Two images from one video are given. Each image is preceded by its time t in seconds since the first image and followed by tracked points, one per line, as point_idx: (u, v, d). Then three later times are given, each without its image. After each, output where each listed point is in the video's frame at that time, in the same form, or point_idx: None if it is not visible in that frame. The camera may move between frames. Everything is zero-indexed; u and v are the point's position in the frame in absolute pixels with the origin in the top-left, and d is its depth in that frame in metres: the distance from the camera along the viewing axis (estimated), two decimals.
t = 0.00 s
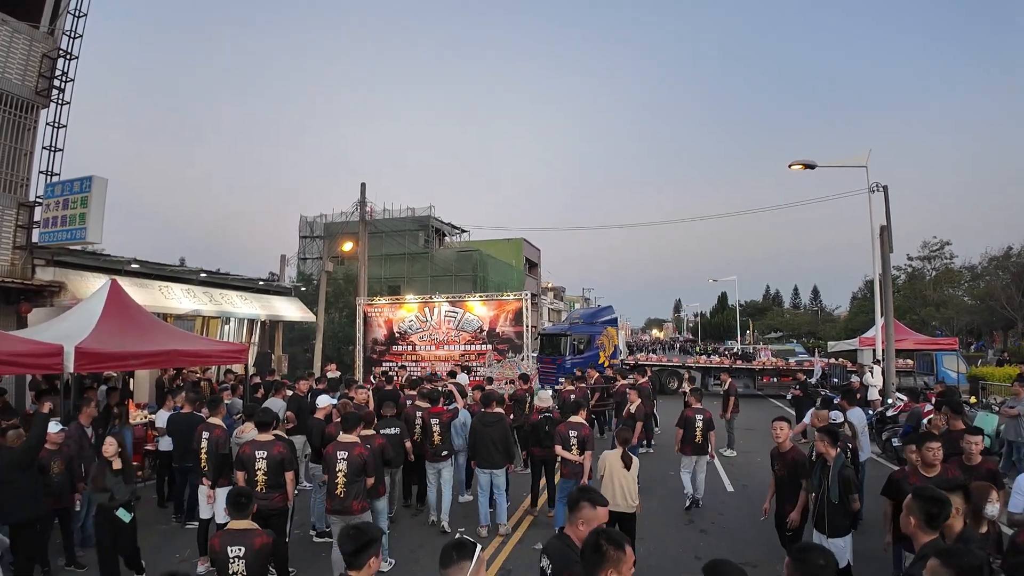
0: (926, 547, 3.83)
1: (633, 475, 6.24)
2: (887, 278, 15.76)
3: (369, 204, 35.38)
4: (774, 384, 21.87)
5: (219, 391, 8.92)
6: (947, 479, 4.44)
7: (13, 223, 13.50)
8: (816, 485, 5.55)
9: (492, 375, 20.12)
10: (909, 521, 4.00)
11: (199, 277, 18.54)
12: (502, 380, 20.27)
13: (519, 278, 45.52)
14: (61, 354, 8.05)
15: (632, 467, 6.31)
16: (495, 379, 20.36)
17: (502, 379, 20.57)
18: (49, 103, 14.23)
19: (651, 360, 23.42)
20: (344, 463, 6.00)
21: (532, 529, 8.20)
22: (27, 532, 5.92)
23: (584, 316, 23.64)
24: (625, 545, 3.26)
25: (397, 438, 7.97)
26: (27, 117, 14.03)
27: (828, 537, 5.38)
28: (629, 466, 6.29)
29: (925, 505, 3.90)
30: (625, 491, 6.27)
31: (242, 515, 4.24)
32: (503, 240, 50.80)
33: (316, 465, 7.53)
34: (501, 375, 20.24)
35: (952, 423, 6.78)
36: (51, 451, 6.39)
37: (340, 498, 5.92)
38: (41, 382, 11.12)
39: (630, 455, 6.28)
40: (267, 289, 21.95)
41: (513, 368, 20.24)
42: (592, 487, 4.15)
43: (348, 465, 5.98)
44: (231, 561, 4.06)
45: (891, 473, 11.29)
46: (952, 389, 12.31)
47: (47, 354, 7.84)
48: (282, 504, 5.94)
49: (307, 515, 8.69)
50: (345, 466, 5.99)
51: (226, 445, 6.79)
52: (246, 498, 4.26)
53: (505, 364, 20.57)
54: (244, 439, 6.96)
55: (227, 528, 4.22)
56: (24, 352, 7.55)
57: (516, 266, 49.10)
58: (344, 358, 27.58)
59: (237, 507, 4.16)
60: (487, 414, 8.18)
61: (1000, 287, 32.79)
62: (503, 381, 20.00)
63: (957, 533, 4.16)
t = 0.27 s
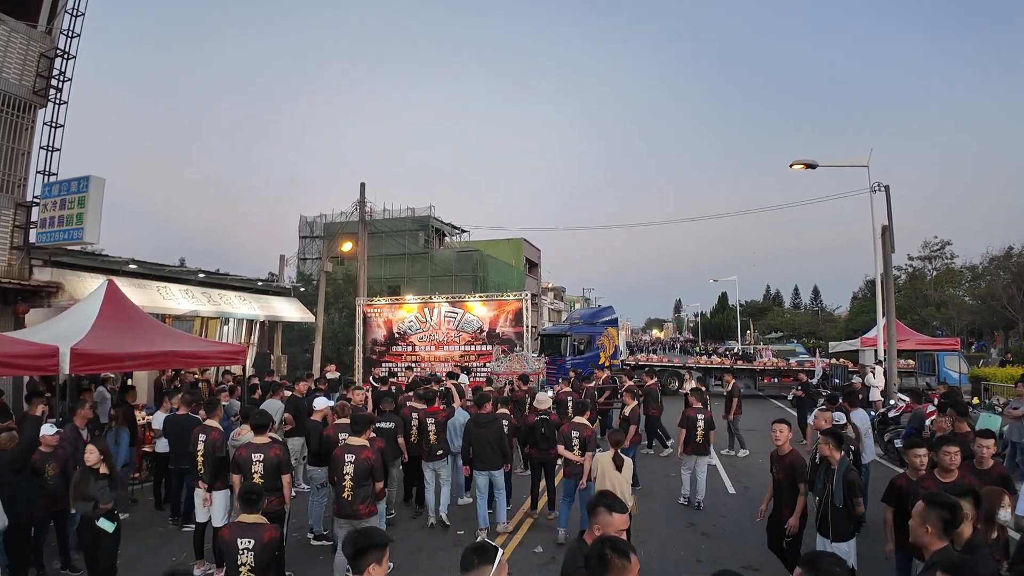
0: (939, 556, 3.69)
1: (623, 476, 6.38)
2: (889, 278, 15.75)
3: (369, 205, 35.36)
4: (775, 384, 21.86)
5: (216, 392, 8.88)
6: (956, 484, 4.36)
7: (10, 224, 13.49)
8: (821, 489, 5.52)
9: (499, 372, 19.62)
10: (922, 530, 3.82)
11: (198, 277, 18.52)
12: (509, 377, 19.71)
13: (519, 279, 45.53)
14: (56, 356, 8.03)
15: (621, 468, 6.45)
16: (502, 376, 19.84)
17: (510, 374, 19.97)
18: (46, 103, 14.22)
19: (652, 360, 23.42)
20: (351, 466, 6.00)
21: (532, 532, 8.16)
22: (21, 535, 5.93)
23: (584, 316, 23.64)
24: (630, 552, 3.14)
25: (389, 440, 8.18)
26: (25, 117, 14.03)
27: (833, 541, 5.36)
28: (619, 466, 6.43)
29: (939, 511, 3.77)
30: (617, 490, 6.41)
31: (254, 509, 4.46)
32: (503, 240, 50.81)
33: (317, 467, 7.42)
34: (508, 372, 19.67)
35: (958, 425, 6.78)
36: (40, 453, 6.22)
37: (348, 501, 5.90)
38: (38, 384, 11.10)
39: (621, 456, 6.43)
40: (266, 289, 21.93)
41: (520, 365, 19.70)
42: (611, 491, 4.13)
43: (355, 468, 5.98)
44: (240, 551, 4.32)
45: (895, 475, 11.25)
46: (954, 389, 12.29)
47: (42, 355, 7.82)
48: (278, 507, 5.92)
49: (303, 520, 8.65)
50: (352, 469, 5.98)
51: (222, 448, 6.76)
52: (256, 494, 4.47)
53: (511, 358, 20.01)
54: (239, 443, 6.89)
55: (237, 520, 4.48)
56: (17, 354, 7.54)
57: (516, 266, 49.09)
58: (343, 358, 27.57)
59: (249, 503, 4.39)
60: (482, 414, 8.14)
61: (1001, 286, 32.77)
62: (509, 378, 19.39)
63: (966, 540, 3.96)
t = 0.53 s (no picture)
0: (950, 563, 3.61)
1: (616, 477, 6.39)
2: (890, 278, 15.72)
3: (368, 205, 35.37)
4: (776, 385, 21.84)
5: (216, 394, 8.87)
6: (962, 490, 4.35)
7: (8, 224, 13.49)
8: (825, 492, 5.52)
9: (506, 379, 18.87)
10: (933, 535, 3.74)
11: (197, 278, 18.52)
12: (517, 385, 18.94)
13: (519, 279, 45.55)
14: (53, 357, 8.02)
15: (615, 470, 6.45)
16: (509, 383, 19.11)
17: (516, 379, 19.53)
18: (45, 102, 14.23)
19: (652, 361, 23.41)
20: (360, 468, 6.01)
21: (532, 535, 8.13)
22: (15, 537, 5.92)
23: (584, 317, 23.63)
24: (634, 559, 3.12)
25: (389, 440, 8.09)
26: (23, 117, 14.03)
27: (837, 544, 5.36)
28: (611, 468, 6.43)
29: (951, 517, 3.69)
30: (609, 490, 6.45)
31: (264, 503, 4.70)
32: (503, 240, 50.83)
33: (316, 470, 7.42)
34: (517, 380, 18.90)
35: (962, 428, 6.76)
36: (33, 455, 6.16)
37: (356, 504, 5.90)
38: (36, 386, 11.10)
39: (612, 457, 6.43)
40: (265, 289, 21.92)
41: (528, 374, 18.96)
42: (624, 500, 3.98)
43: (364, 470, 5.98)
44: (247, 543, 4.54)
45: (897, 477, 11.22)
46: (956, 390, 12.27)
47: (39, 356, 7.82)
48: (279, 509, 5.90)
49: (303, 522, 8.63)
50: (360, 471, 5.99)
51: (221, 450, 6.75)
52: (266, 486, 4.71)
53: (519, 364, 19.45)
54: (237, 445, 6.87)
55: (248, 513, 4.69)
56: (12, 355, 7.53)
57: (516, 266, 49.10)
58: (343, 359, 27.58)
59: (259, 494, 4.65)
60: (482, 415, 8.14)
61: (1002, 287, 32.74)
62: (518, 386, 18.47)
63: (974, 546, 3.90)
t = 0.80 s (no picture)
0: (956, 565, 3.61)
1: (614, 476, 6.39)
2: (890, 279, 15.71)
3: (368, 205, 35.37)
4: (776, 386, 21.83)
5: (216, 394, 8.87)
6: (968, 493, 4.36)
7: (7, 224, 13.48)
8: (828, 493, 5.51)
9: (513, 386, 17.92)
10: (936, 537, 3.77)
11: (197, 278, 18.51)
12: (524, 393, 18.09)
13: (519, 280, 45.57)
14: (52, 357, 8.01)
15: (612, 470, 6.46)
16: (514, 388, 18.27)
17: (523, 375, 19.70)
18: (44, 102, 14.22)
19: (652, 362, 23.41)
20: (367, 470, 5.99)
21: (534, 537, 8.12)
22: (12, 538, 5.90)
23: (584, 317, 23.62)
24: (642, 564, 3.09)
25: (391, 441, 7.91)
26: (22, 117, 14.03)
27: (840, 545, 5.36)
28: (609, 468, 6.43)
29: (956, 520, 3.68)
30: (608, 490, 6.42)
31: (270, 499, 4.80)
32: (503, 241, 50.83)
33: (315, 472, 7.42)
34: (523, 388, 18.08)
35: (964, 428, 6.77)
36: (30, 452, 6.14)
37: (363, 506, 5.87)
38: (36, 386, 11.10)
39: (610, 457, 6.44)
40: (265, 290, 21.90)
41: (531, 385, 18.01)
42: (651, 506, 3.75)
43: (371, 472, 5.96)
44: (253, 539, 4.67)
45: (898, 478, 11.22)
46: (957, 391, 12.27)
47: (39, 357, 7.82)
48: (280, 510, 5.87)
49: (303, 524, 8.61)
50: (367, 473, 5.97)
51: (222, 451, 6.75)
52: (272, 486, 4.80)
53: (525, 360, 19.62)
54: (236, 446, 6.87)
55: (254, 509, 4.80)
56: (11, 355, 7.52)
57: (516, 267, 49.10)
58: (342, 359, 27.57)
59: (265, 491, 4.75)
60: (488, 416, 8.15)
61: (1002, 287, 32.74)
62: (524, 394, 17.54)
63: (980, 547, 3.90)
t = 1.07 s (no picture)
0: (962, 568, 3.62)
1: (616, 477, 6.40)
2: (891, 280, 15.71)
3: (368, 206, 35.38)
4: (776, 387, 21.83)
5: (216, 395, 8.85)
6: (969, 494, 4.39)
7: (6, 224, 13.46)
8: (831, 495, 5.50)
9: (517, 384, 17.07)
10: (942, 539, 3.78)
11: (196, 278, 18.49)
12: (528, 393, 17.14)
13: (518, 281, 45.58)
14: (52, 359, 8.00)
15: (614, 470, 6.47)
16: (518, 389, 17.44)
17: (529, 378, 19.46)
18: (43, 102, 14.21)
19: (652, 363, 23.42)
20: (371, 472, 5.96)
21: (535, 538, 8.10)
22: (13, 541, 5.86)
23: (583, 318, 23.60)
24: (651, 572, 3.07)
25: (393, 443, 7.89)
26: (22, 117, 14.01)
27: (843, 548, 5.36)
28: (610, 468, 6.45)
29: (963, 523, 3.68)
30: (609, 491, 6.42)
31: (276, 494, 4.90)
32: (502, 242, 50.84)
33: (316, 474, 7.43)
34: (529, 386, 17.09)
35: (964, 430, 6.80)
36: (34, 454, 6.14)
37: (367, 508, 5.85)
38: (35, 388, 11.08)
39: (612, 457, 6.49)
40: (265, 290, 21.90)
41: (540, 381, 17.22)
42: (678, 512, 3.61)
43: (375, 473, 5.93)
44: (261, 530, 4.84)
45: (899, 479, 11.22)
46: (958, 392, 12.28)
47: (38, 358, 7.80)
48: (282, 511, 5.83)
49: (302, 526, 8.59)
50: (371, 475, 5.94)
51: (223, 452, 6.74)
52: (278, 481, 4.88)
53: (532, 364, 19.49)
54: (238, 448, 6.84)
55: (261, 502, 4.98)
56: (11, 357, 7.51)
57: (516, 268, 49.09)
58: (342, 360, 27.55)
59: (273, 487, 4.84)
60: (495, 417, 8.18)
61: (1001, 288, 32.77)
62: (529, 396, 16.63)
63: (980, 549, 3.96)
